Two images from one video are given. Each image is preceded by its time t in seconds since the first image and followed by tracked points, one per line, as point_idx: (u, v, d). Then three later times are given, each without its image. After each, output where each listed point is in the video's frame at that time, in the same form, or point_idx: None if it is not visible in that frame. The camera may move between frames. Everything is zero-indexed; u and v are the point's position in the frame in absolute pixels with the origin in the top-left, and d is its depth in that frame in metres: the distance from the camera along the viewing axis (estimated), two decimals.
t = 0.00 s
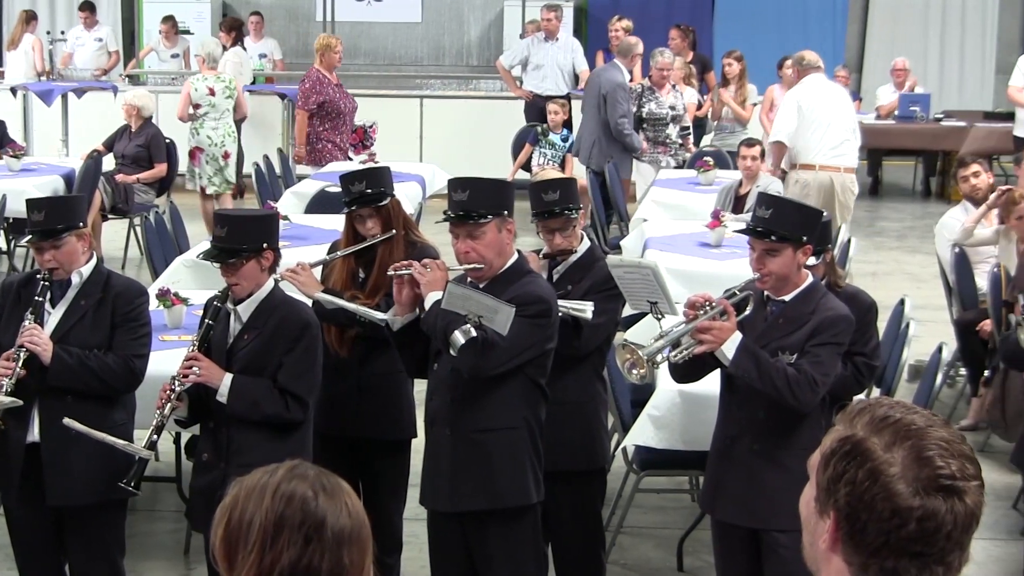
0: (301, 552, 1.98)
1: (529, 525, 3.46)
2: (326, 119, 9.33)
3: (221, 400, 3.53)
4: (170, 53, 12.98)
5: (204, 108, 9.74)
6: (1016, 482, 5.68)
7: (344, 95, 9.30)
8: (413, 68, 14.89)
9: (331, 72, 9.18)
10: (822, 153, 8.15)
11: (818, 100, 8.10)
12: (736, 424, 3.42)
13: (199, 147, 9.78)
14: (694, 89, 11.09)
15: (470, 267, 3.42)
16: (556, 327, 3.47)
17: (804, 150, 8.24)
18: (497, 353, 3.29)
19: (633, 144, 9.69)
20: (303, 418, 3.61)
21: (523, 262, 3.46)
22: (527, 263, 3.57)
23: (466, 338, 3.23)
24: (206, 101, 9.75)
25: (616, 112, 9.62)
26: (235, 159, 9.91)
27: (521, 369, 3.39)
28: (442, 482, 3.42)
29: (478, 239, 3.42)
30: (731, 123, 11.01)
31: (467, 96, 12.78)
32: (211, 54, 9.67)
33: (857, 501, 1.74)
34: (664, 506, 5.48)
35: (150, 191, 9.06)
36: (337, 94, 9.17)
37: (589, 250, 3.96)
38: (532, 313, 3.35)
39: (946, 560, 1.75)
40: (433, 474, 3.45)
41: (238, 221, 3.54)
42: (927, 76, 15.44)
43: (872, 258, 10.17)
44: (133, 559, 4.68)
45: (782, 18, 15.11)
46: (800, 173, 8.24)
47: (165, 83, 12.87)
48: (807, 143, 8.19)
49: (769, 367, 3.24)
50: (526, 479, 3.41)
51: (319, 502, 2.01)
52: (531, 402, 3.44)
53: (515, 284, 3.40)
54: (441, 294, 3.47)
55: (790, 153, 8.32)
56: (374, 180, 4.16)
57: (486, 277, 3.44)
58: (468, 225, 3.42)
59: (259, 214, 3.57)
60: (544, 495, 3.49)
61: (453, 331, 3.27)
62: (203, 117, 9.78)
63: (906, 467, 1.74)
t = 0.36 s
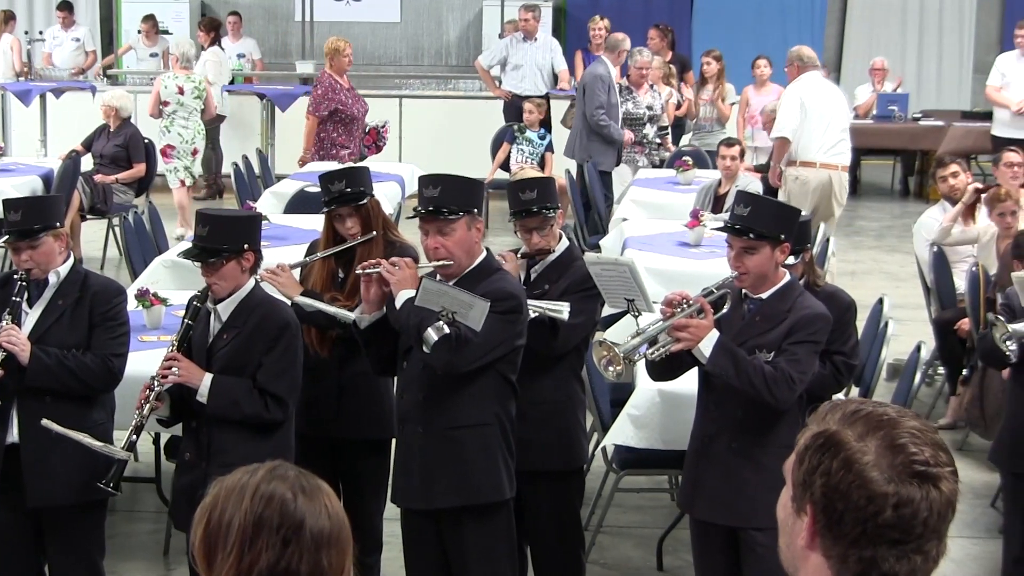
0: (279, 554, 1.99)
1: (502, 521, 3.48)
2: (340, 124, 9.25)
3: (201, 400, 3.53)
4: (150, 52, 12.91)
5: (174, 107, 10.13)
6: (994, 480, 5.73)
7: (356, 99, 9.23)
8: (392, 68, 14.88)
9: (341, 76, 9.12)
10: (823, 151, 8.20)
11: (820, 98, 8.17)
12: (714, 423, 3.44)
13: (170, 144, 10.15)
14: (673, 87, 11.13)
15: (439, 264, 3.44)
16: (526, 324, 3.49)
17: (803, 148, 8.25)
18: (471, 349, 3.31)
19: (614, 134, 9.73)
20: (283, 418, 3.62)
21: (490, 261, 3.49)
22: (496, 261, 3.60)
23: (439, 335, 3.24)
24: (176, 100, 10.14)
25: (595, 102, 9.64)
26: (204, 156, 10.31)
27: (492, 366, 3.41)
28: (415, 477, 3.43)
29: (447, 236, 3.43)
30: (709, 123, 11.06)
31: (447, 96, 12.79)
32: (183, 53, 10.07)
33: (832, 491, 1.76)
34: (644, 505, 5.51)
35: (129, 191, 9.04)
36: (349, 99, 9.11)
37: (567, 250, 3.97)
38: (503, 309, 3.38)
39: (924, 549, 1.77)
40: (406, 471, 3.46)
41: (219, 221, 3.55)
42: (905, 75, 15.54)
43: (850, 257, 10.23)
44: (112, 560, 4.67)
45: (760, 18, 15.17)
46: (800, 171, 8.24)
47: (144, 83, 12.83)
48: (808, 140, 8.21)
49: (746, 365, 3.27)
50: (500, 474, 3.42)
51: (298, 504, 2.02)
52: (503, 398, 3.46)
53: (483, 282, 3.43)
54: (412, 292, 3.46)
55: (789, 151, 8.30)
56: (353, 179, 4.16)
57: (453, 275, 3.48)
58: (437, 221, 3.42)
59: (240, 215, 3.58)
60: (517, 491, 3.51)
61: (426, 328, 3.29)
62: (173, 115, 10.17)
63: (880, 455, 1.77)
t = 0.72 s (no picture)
0: (251, 557, 2.00)
1: (473, 519, 3.50)
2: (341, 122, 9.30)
3: (174, 401, 3.54)
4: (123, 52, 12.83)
5: (138, 100, 10.43)
6: (966, 478, 5.80)
7: (356, 99, 9.27)
8: (364, 68, 14.87)
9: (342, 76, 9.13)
10: (798, 152, 8.27)
11: (795, 99, 8.22)
12: (685, 423, 3.47)
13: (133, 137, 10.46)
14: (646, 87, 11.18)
15: (406, 265, 3.46)
16: (494, 324, 3.51)
17: (778, 149, 8.29)
18: (442, 348, 3.32)
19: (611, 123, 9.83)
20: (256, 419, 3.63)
21: (457, 260, 3.51)
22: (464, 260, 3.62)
23: (410, 335, 3.26)
24: (140, 93, 10.44)
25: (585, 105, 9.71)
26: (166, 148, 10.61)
27: (462, 365, 3.43)
28: (385, 475, 3.45)
29: (415, 237, 3.46)
30: (682, 124, 11.14)
31: (420, 96, 12.79)
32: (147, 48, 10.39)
33: (801, 480, 1.79)
34: (617, 505, 5.54)
35: (102, 192, 9.01)
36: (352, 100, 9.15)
37: (539, 250, 3.99)
38: (473, 308, 3.40)
39: (894, 538, 1.80)
40: (376, 471, 3.47)
41: (196, 221, 3.56)
42: (877, 74, 15.65)
43: (821, 257, 10.30)
44: (85, 562, 4.67)
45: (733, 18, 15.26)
46: (775, 172, 8.30)
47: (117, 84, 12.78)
48: (783, 142, 8.26)
49: (716, 364, 3.30)
50: (470, 471, 3.45)
51: (271, 505, 2.04)
52: (472, 397, 3.48)
53: (451, 281, 3.45)
54: (381, 293, 3.44)
55: (764, 151, 8.32)
56: (327, 180, 4.17)
57: (422, 275, 3.49)
58: (405, 222, 3.44)
59: (217, 216, 3.59)
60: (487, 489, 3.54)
61: (396, 328, 3.30)
62: (137, 108, 10.48)
63: (848, 444, 1.80)
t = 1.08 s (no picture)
0: (224, 560, 2.01)
1: (447, 519, 3.52)
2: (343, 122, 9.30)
3: (150, 401, 3.54)
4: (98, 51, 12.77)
5: (96, 95, 10.87)
6: (940, 477, 5.85)
7: (361, 100, 9.26)
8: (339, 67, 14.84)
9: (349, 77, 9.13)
10: (756, 152, 8.31)
11: (751, 99, 8.25)
12: (661, 423, 3.50)
13: (92, 130, 10.93)
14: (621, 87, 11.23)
15: (380, 266, 3.47)
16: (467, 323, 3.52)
17: (735, 150, 8.33)
18: (417, 349, 3.34)
19: (580, 128, 9.89)
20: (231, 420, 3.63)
21: (430, 259, 3.52)
22: (438, 261, 3.63)
23: (385, 336, 3.28)
24: (99, 89, 10.88)
25: (556, 96, 9.87)
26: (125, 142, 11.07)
27: (435, 365, 3.45)
28: (359, 476, 3.45)
29: (388, 238, 3.46)
30: (655, 123, 11.11)
31: (396, 96, 12.78)
32: (105, 45, 10.86)
33: (772, 482, 1.81)
34: (593, 505, 5.57)
35: (76, 193, 8.98)
36: (355, 102, 9.14)
37: (514, 249, 4.01)
38: (447, 309, 3.41)
39: (865, 536, 1.83)
40: (351, 471, 3.48)
41: (170, 222, 3.56)
42: (852, 75, 15.73)
43: (796, 257, 10.36)
44: (60, 563, 4.65)
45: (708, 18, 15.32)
46: (735, 174, 8.36)
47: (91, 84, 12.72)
48: (740, 144, 8.31)
49: (692, 363, 3.32)
50: (445, 472, 3.47)
51: (244, 506, 2.05)
52: (446, 397, 3.50)
53: (424, 281, 3.46)
54: (354, 294, 3.43)
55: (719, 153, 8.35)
56: (303, 181, 4.18)
57: (395, 275, 3.49)
58: (378, 223, 3.45)
59: (193, 216, 3.59)
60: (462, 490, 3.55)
61: (371, 329, 3.31)
62: (96, 102, 10.92)
63: (816, 445, 1.82)
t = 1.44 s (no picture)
0: (203, 561, 2.00)
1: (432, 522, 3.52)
2: (341, 124, 9.30)
3: (131, 402, 3.53)
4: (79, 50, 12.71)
5: (71, 94, 10.85)
6: (921, 475, 5.88)
7: (363, 102, 9.28)
8: (320, 68, 14.81)
9: (351, 78, 9.20)
10: (729, 152, 8.34)
11: (723, 99, 8.27)
12: (645, 422, 3.50)
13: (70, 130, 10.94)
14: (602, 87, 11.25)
15: (367, 267, 3.46)
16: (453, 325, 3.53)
17: (708, 151, 8.36)
18: (404, 350, 3.33)
19: (552, 123, 9.87)
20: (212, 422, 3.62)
21: (418, 260, 3.52)
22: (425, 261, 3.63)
23: (371, 337, 3.27)
24: (74, 87, 10.86)
25: (535, 91, 9.94)
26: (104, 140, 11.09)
27: (421, 366, 3.45)
28: (344, 478, 3.44)
29: (376, 239, 3.45)
30: (639, 124, 11.12)
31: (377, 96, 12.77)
32: (81, 45, 10.85)
33: (747, 473, 1.82)
34: (575, 504, 5.57)
35: (58, 194, 8.93)
36: (352, 101, 9.16)
37: (496, 249, 4.01)
38: (434, 310, 3.42)
39: (846, 521, 1.83)
40: (335, 473, 3.47)
41: (153, 223, 3.55)
42: (833, 75, 15.78)
43: (777, 256, 10.40)
44: (41, 564, 4.63)
45: (690, 17, 15.36)
46: (708, 174, 8.39)
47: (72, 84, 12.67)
48: (712, 145, 8.34)
49: (675, 363, 3.34)
50: (430, 474, 3.46)
51: (224, 506, 2.04)
52: (431, 398, 3.50)
53: (411, 283, 3.46)
54: (342, 294, 3.43)
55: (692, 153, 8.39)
56: (285, 181, 4.17)
57: (382, 277, 3.49)
58: (366, 225, 3.44)
59: (175, 217, 3.58)
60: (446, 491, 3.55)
61: (358, 331, 3.31)
62: (71, 102, 10.90)
63: (787, 433, 1.84)
